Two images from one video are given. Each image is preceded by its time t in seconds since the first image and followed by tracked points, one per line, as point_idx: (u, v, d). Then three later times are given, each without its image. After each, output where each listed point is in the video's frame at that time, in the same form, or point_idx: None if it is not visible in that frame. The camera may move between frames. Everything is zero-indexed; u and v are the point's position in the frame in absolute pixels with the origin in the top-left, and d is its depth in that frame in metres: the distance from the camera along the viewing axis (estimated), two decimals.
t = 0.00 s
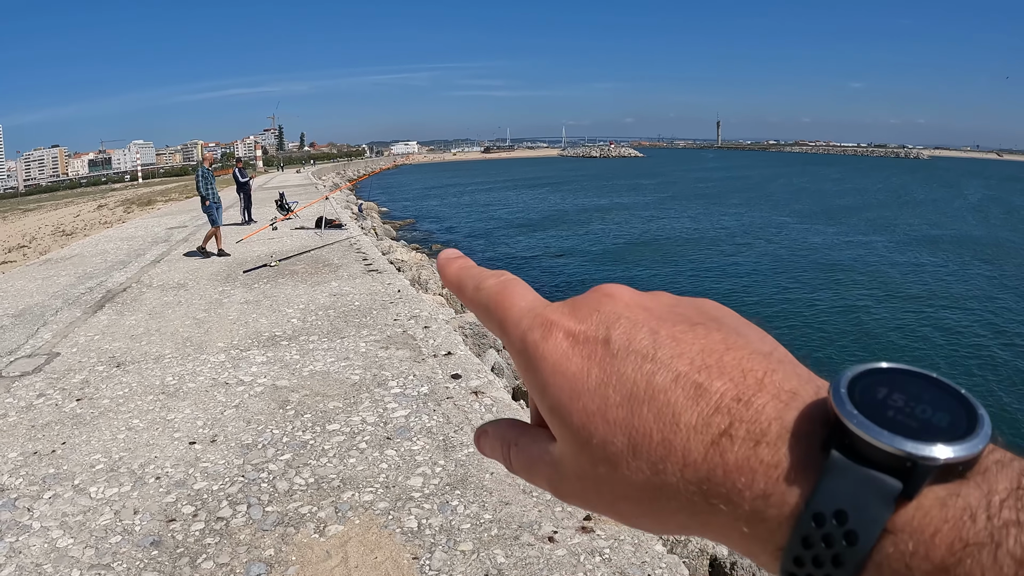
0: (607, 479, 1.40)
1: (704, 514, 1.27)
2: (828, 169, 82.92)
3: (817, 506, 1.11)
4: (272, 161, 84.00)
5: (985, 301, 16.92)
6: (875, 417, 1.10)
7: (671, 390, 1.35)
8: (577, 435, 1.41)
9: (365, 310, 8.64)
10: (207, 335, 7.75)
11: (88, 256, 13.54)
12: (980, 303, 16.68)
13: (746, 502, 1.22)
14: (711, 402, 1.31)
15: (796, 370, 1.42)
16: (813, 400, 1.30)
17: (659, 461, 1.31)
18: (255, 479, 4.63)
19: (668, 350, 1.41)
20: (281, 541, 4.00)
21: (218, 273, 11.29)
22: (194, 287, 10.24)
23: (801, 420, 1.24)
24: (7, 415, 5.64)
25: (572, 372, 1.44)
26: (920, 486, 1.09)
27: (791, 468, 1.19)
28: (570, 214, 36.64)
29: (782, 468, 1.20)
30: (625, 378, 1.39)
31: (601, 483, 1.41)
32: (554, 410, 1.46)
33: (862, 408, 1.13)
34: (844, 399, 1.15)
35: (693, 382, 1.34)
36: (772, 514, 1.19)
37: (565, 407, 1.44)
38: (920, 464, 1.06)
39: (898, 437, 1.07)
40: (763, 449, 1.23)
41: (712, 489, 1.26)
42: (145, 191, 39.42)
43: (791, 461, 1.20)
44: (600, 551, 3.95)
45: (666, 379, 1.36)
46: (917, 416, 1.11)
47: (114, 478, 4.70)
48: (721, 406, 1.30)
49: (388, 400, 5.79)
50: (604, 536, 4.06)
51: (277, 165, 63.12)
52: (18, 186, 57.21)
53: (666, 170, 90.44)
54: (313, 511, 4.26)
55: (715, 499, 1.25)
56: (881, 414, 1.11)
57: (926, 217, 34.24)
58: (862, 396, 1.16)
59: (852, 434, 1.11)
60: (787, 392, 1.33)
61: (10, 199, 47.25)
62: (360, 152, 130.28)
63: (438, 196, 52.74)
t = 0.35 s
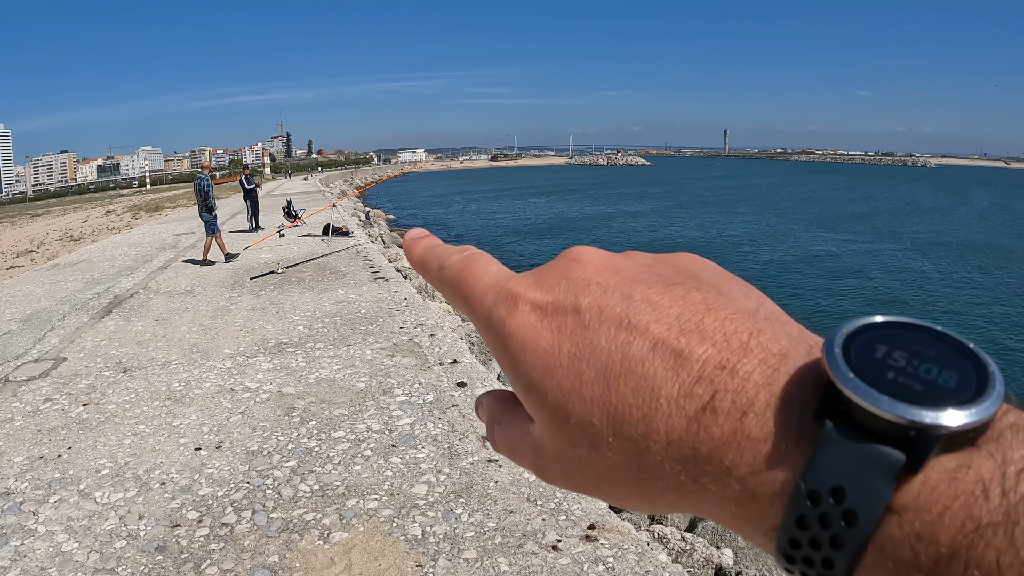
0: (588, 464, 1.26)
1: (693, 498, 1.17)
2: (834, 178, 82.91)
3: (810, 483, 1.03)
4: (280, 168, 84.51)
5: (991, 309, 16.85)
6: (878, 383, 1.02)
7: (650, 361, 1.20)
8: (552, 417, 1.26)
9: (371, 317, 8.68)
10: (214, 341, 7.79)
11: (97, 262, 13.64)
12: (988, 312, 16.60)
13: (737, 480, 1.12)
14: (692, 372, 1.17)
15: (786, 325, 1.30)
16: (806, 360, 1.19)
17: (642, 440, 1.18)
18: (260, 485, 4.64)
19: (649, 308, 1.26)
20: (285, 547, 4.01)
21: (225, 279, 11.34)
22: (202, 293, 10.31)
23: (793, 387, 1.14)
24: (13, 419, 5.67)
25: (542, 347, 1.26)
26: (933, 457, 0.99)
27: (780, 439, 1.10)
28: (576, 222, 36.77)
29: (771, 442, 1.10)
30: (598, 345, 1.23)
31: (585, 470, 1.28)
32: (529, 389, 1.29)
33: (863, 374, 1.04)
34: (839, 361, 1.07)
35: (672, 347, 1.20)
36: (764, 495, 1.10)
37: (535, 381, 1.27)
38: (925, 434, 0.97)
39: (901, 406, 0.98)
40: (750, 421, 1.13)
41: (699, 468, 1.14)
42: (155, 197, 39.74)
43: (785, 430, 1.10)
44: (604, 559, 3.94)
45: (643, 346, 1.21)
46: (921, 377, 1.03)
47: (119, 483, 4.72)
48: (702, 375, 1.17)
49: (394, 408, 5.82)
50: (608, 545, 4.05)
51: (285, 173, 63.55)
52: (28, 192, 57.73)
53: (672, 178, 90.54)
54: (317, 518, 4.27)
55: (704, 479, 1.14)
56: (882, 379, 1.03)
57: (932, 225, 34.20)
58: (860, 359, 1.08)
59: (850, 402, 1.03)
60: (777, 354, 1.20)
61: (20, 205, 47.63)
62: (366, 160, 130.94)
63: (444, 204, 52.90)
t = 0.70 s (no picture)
0: (699, 400, 1.24)
1: (787, 444, 1.14)
2: (839, 186, 82.87)
3: (905, 423, 0.97)
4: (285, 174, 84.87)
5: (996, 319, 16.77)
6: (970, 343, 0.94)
7: (768, 316, 1.15)
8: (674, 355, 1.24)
9: (376, 324, 8.70)
10: (219, 346, 7.81)
11: (103, 267, 13.70)
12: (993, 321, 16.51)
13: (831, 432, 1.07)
14: (803, 325, 1.12)
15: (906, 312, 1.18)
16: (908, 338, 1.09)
17: (749, 378, 1.15)
18: (265, 491, 4.66)
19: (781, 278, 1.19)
20: (289, 552, 4.02)
21: (230, 285, 11.38)
22: (207, 298, 10.34)
23: (897, 351, 1.05)
24: (18, 423, 5.69)
25: (683, 297, 1.22)
26: (1010, 410, 0.91)
27: (888, 390, 1.03)
28: (579, 229, 36.86)
29: (876, 391, 1.04)
30: (728, 299, 1.18)
31: (690, 404, 1.26)
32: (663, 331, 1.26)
33: (954, 335, 0.96)
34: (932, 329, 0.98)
35: (794, 307, 1.14)
36: (859, 437, 1.04)
37: (666, 321, 1.25)
38: (1009, 388, 0.88)
39: (992, 362, 0.91)
40: (848, 370, 1.07)
41: (797, 410, 1.11)
42: (161, 203, 39.93)
43: (889, 385, 1.03)
44: (607, 566, 3.94)
45: (765, 302, 1.16)
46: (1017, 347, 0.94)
47: (124, 486, 4.73)
48: (815, 332, 1.10)
49: (398, 415, 5.83)
50: (612, 552, 4.06)
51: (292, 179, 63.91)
52: (36, 195, 58.11)
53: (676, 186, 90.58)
54: (321, 523, 4.28)
55: (798, 417, 1.11)
56: (973, 338, 0.95)
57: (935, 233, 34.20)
58: (951, 325, 0.99)
59: (943, 355, 0.96)
60: (884, 328, 1.10)
61: (27, 208, 47.90)
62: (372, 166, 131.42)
63: (449, 211, 53.05)
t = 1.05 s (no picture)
0: (686, 490, 1.15)
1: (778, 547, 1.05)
2: (843, 193, 82.76)
3: (888, 530, 0.91)
4: (290, 179, 85.31)
5: (1002, 325, 16.69)
6: (955, 451, 0.89)
7: (761, 410, 1.10)
8: (663, 443, 1.15)
9: (381, 330, 8.72)
10: (224, 351, 7.83)
11: (108, 271, 13.74)
12: (998, 328, 16.43)
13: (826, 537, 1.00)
14: (795, 424, 1.07)
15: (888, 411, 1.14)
16: (894, 437, 1.05)
17: (741, 471, 1.08)
18: (268, 495, 4.67)
19: (769, 371, 1.16)
20: (292, 557, 4.02)
21: (235, 290, 11.41)
22: (212, 303, 10.37)
23: (880, 452, 1.00)
24: (23, 426, 5.71)
25: (674, 381, 1.17)
26: (989, 518, 0.87)
27: (870, 495, 0.97)
28: (583, 235, 36.95)
29: (860, 495, 0.98)
30: (721, 392, 1.14)
31: (674, 495, 1.16)
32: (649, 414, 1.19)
33: (938, 443, 0.91)
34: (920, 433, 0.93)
35: (783, 403, 1.10)
36: (845, 541, 0.98)
37: (656, 409, 1.17)
38: (987, 498, 0.84)
39: (972, 469, 0.86)
40: (840, 473, 1.01)
41: (788, 508, 1.04)
42: (167, 207, 40.05)
43: (872, 490, 0.98)
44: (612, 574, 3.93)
45: (756, 397, 1.11)
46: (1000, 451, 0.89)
47: (128, 490, 4.74)
48: (806, 432, 1.06)
49: (402, 420, 5.84)
50: (616, 559, 4.06)
51: (297, 185, 64.11)
52: (43, 201, 58.46)
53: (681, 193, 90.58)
54: (324, 529, 4.28)
55: (788, 514, 1.04)
56: (955, 440, 0.91)
57: (939, 239, 34.19)
58: (929, 429, 0.95)
59: (926, 466, 0.90)
60: (868, 428, 1.06)
61: (33, 213, 48.14)
62: (376, 172, 131.70)
63: (453, 217, 53.22)
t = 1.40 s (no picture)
0: (695, 547, 1.15)
1: None
2: (845, 200, 82.69)
3: None
4: (294, 184, 85.51)
5: (1006, 332, 16.65)
6: (951, 514, 0.86)
7: (765, 470, 1.08)
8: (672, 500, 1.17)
9: (384, 335, 8.73)
10: (227, 355, 7.84)
11: (112, 274, 13.79)
12: (1001, 334, 16.39)
13: None
14: (799, 484, 1.04)
15: (890, 470, 1.10)
16: (897, 497, 1.00)
17: (747, 530, 1.07)
18: (271, 500, 4.67)
19: (775, 429, 1.14)
20: (294, 562, 4.02)
21: (239, 294, 11.44)
22: (216, 307, 10.39)
23: (880, 511, 0.97)
24: (26, 429, 5.71)
25: (682, 441, 1.19)
26: None
27: (868, 554, 0.94)
28: (586, 241, 36.99)
29: (859, 554, 0.94)
30: (727, 450, 1.13)
31: (686, 550, 1.17)
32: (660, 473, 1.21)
33: (933, 505, 0.87)
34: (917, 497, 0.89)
35: (789, 462, 1.07)
36: None
37: (664, 466, 1.20)
38: (981, 558, 0.80)
39: (967, 531, 0.82)
40: (842, 533, 0.97)
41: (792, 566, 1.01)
42: (170, 211, 40.13)
43: (868, 548, 0.94)
44: None
45: (763, 456, 1.09)
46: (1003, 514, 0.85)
47: (130, 494, 4.74)
48: (809, 491, 1.03)
49: (405, 426, 5.84)
50: (619, 565, 4.05)
51: (301, 190, 64.28)
52: (48, 204, 58.70)
53: (684, 199, 90.55)
54: (326, 534, 4.28)
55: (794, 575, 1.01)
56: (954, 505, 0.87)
57: (942, 245, 34.19)
58: (925, 491, 0.91)
59: (924, 528, 0.87)
60: (869, 489, 1.02)
61: (39, 217, 48.35)
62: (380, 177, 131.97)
63: (457, 223, 53.35)
